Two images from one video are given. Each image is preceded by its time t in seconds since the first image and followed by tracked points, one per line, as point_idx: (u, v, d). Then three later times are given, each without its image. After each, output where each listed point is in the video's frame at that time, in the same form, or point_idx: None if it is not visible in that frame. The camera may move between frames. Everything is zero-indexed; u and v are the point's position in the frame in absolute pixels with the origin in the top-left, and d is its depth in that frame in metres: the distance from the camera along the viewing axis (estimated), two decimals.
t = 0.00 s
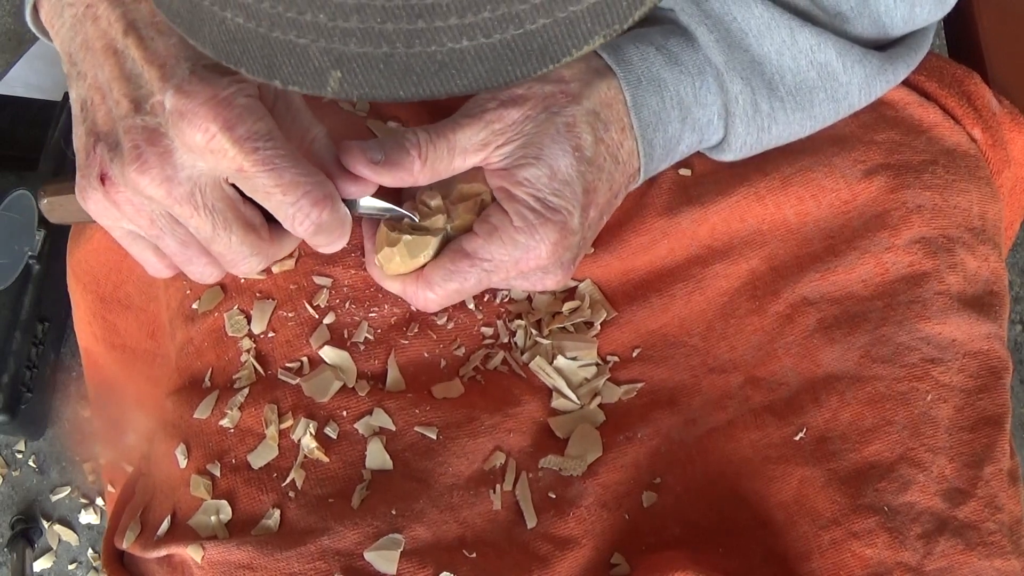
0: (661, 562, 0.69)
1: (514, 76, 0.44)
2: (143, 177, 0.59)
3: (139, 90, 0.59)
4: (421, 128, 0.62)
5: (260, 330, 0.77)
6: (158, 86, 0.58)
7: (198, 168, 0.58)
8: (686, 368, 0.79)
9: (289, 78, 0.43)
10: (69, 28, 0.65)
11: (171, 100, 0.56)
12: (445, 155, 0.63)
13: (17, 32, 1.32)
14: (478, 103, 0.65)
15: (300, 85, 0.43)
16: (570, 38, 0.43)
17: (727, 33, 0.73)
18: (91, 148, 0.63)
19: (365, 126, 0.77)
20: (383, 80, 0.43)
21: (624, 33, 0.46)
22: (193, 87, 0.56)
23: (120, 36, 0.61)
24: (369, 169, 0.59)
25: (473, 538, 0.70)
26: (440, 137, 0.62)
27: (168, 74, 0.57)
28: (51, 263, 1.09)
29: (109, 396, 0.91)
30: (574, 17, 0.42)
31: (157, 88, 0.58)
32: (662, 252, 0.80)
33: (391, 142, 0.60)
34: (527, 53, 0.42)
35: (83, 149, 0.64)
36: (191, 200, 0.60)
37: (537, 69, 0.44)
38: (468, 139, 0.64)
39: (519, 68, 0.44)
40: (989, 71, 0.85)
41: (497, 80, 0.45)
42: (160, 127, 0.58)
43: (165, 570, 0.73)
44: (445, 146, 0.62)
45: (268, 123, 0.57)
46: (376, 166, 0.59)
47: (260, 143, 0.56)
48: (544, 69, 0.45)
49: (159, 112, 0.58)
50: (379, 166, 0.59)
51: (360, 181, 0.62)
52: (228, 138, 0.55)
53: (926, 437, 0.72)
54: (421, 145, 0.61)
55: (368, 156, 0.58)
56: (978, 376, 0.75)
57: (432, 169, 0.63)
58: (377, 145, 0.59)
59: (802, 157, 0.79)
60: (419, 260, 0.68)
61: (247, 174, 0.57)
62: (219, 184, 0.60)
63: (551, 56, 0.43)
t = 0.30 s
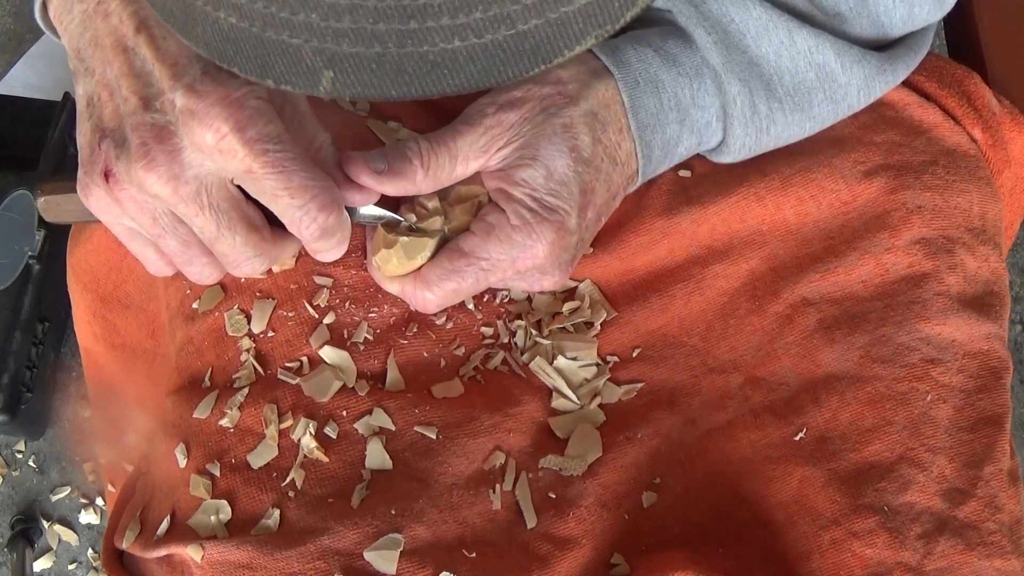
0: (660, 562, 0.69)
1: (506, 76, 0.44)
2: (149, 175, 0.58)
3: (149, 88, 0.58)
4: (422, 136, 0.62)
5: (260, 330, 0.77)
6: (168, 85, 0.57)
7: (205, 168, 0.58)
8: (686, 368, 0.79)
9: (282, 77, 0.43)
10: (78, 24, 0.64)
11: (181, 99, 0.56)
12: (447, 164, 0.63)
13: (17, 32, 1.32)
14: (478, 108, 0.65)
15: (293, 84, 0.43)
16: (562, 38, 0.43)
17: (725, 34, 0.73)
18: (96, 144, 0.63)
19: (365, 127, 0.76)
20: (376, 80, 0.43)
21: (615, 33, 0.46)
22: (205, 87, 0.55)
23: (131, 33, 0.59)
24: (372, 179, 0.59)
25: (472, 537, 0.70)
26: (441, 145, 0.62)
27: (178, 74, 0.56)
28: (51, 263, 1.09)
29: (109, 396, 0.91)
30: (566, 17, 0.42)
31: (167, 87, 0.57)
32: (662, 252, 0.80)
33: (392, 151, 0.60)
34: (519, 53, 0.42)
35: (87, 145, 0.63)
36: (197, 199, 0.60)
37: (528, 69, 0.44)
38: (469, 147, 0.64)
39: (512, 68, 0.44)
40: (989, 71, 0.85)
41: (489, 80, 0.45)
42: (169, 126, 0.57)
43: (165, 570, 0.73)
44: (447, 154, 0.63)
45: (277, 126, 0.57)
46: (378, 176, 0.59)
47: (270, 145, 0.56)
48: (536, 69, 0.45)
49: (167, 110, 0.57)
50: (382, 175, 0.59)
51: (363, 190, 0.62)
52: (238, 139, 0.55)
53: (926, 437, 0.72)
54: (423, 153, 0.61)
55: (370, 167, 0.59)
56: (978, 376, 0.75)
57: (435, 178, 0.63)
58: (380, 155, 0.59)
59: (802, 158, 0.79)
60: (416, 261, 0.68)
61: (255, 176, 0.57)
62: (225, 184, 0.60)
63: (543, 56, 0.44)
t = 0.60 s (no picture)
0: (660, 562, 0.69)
1: (518, 74, 0.44)
2: (128, 176, 0.58)
3: (129, 94, 0.60)
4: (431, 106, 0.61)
5: (259, 330, 0.77)
6: (150, 90, 0.59)
7: (183, 176, 0.59)
8: (686, 368, 0.79)
9: (292, 76, 0.43)
10: (59, 32, 0.64)
11: (163, 105, 0.59)
12: (448, 137, 0.62)
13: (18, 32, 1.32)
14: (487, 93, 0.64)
15: (303, 83, 0.43)
16: (575, 36, 0.43)
17: (731, 41, 0.73)
18: (77, 151, 0.61)
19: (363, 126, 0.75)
20: (387, 79, 0.43)
21: (627, 30, 0.46)
22: (188, 94, 0.59)
23: (115, 41, 0.61)
24: (370, 137, 0.58)
25: (472, 537, 0.70)
26: (447, 119, 0.61)
27: (162, 79, 0.60)
28: (51, 263, 1.09)
29: (109, 397, 0.91)
30: (579, 14, 0.42)
31: (149, 92, 0.59)
32: (661, 252, 0.80)
33: (398, 114, 0.59)
34: (532, 51, 0.43)
35: (68, 152, 0.62)
36: (175, 206, 0.60)
37: (540, 67, 0.44)
38: (475, 125, 0.63)
39: (524, 66, 0.44)
40: (989, 71, 0.85)
41: (500, 79, 0.45)
42: (149, 129, 0.59)
43: (164, 570, 0.73)
44: (451, 128, 0.62)
45: (254, 140, 0.60)
46: (378, 137, 0.58)
47: (242, 159, 0.59)
48: (547, 68, 0.45)
49: (150, 116, 0.59)
50: (382, 137, 0.59)
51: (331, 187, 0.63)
52: (212, 144, 0.58)
53: (926, 437, 0.71)
54: (427, 122, 0.60)
55: (372, 124, 0.58)
56: (978, 376, 0.74)
57: (433, 149, 0.62)
58: (384, 116, 0.59)
59: (802, 158, 0.79)
60: (416, 266, 0.68)
61: (223, 189, 0.59)
62: (205, 193, 0.60)
63: (556, 54, 0.44)
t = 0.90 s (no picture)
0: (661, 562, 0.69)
1: (529, 73, 0.44)
2: (193, 208, 0.59)
3: (190, 124, 0.60)
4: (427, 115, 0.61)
5: (260, 331, 0.77)
6: (219, 125, 0.60)
7: (243, 209, 0.61)
8: (686, 368, 0.79)
9: (303, 73, 0.43)
10: (100, 49, 0.63)
11: (238, 142, 0.60)
12: (446, 144, 0.62)
13: (17, 32, 1.32)
14: (485, 100, 0.64)
15: (313, 80, 0.43)
16: (587, 34, 0.43)
17: (734, 44, 0.73)
18: (117, 173, 0.61)
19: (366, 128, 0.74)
20: (398, 76, 0.43)
21: (639, 30, 0.46)
22: (262, 135, 0.60)
23: (170, 69, 0.62)
24: (369, 148, 0.57)
25: (473, 537, 0.70)
26: (445, 126, 0.61)
27: (230, 116, 0.60)
28: (51, 263, 1.09)
29: (109, 397, 0.91)
30: (592, 13, 0.42)
31: (219, 126, 0.60)
32: (662, 252, 0.80)
33: (396, 123, 0.59)
34: (544, 50, 0.43)
35: (104, 171, 0.61)
36: (229, 235, 0.62)
37: (553, 66, 0.44)
38: (473, 131, 0.63)
39: (536, 65, 0.44)
40: (989, 71, 0.85)
41: (512, 78, 0.44)
42: (215, 162, 0.60)
43: (165, 570, 0.73)
44: (449, 136, 0.61)
45: (315, 186, 0.62)
46: (377, 147, 0.58)
47: (304, 204, 0.62)
48: (559, 68, 0.45)
49: (215, 149, 0.60)
50: (381, 147, 0.58)
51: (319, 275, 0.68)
52: (280, 186, 0.60)
53: (927, 437, 0.71)
54: (425, 130, 0.60)
55: (370, 134, 0.57)
56: (978, 377, 0.75)
57: (432, 157, 0.62)
58: (381, 126, 0.58)
59: (802, 158, 0.79)
60: (419, 267, 0.68)
61: (280, 228, 0.62)
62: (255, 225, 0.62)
63: (568, 53, 0.44)
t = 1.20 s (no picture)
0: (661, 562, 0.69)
1: (530, 78, 0.44)
2: (195, 207, 0.59)
3: (190, 122, 0.60)
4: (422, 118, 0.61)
5: (260, 331, 0.77)
6: (220, 123, 0.60)
7: (245, 208, 0.61)
8: (686, 368, 0.79)
9: (304, 78, 0.43)
10: (102, 50, 0.64)
11: (238, 140, 0.60)
12: (443, 148, 0.62)
13: (18, 32, 1.32)
14: (482, 101, 0.64)
15: (315, 85, 0.43)
16: (589, 39, 0.43)
17: (733, 43, 0.73)
18: (118, 173, 0.61)
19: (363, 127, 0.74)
20: (400, 81, 0.43)
21: (641, 33, 0.46)
22: (263, 133, 0.60)
23: (170, 68, 0.61)
24: (363, 154, 0.58)
25: (473, 537, 0.70)
26: (440, 129, 0.61)
27: (230, 114, 0.60)
28: (51, 263, 1.09)
29: (109, 397, 0.91)
30: (593, 17, 0.42)
31: (219, 125, 0.60)
32: (662, 252, 0.80)
33: (390, 128, 0.59)
34: (545, 54, 0.42)
35: (105, 171, 0.62)
36: (232, 234, 0.62)
37: (554, 70, 0.44)
38: (469, 133, 0.63)
39: (537, 69, 0.44)
40: (989, 72, 0.85)
41: (512, 83, 0.44)
42: (216, 161, 0.60)
43: (165, 570, 0.73)
44: (444, 138, 0.62)
45: (316, 183, 0.62)
46: (372, 152, 0.58)
47: (306, 201, 0.62)
48: (560, 71, 0.45)
49: (214, 148, 0.60)
50: (376, 152, 0.58)
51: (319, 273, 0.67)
52: (281, 184, 0.60)
53: (926, 437, 0.71)
54: (420, 134, 0.60)
55: (364, 141, 0.58)
56: (978, 377, 0.74)
57: (429, 160, 0.62)
58: (376, 131, 0.59)
59: (802, 158, 0.79)
60: (416, 264, 0.68)
61: (283, 227, 0.62)
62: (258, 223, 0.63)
63: (569, 57, 0.44)
